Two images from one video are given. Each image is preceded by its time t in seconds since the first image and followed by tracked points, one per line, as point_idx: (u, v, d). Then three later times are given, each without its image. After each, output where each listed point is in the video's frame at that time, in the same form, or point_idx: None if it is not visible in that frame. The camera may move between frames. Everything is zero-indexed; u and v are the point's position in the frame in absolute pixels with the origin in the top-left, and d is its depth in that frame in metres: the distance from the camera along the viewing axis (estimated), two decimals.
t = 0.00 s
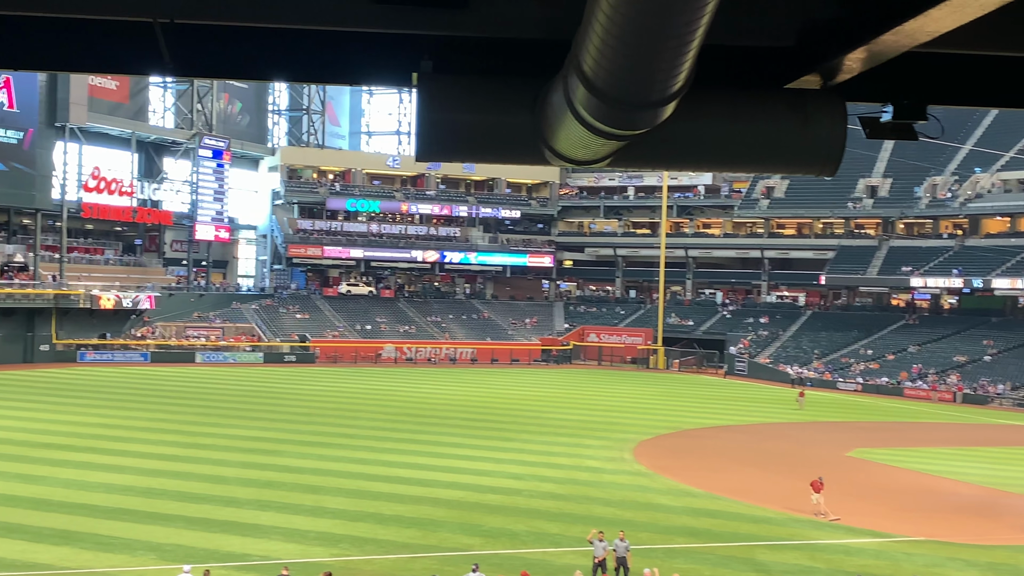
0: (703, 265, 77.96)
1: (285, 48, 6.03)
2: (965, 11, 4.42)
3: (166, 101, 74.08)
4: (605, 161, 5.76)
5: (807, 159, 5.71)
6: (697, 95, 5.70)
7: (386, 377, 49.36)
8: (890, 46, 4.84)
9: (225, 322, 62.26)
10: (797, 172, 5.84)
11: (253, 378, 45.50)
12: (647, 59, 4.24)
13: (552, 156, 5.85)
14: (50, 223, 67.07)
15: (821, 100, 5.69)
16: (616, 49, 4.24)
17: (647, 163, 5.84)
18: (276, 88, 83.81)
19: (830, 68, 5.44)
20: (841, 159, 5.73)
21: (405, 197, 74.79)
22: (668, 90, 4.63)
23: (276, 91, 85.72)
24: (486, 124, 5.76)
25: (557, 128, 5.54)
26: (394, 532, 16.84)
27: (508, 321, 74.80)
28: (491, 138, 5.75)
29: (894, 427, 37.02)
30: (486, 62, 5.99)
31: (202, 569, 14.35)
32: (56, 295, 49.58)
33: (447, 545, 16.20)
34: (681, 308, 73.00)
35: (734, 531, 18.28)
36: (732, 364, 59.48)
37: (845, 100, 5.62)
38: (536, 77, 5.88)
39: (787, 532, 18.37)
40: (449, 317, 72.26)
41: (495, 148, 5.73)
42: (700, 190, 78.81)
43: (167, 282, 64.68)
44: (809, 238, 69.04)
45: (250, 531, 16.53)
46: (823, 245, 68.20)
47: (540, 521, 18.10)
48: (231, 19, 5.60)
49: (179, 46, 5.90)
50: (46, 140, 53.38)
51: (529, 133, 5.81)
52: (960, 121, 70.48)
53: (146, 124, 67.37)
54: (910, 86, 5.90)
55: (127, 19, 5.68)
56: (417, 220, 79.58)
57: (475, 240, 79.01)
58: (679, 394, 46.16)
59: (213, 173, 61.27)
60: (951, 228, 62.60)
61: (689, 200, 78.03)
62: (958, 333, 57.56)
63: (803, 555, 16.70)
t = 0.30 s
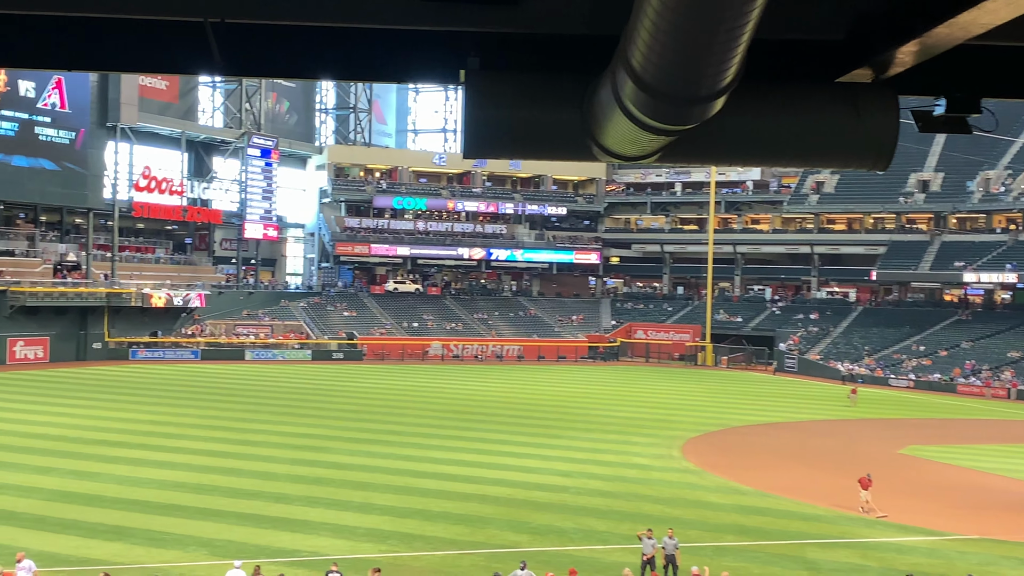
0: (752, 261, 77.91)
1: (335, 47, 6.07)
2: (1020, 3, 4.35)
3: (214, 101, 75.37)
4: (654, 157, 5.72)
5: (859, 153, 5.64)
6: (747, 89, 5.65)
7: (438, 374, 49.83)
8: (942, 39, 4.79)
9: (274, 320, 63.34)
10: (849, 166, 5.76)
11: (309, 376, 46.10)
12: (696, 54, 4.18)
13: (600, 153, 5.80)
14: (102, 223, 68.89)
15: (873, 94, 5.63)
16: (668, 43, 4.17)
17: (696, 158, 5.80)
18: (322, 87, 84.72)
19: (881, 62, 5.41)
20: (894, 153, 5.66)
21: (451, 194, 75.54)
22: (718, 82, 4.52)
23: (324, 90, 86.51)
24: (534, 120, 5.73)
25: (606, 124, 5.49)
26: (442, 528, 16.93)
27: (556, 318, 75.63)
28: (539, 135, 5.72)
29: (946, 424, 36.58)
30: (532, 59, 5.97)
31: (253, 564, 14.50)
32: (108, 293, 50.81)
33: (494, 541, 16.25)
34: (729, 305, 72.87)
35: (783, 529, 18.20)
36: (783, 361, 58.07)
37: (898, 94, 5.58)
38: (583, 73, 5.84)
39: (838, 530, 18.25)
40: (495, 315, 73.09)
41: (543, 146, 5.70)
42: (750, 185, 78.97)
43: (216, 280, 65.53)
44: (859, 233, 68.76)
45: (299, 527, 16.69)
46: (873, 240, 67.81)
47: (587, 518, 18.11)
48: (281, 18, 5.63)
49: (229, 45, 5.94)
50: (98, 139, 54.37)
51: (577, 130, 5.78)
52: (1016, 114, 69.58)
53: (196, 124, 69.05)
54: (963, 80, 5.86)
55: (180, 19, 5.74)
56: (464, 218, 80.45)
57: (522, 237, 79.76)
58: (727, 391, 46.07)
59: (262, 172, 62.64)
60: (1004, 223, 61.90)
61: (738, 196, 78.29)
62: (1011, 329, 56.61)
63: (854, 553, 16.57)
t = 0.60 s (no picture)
0: (801, 257, 77.75)
1: (382, 45, 6.14)
2: None
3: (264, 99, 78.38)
4: (703, 151, 5.66)
5: (912, 145, 5.55)
6: (799, 82, 5.60)
7: (490, 369, 50.21)
8: (996, 29, 4.75)
9: (321, 315, 64.36)
10: (902, 160, 5.67)
11: (365, 371, 46.59)
12: (748, 46, 4.09)
13: (648, 147, 5.75)
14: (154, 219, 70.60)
15: (927, 86, 5.56)
16: (718, 35, 4.08)
17: (745, 151, 5.76)
18: (370, 83, 85.75)
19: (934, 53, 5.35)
20: (949, 146, 5.56)
21: (496, 189, 76.31)
22: (769, 74, 4.40)
23: (372, 86, 87.52)
24: (582, 115, 5.71)
25: (654, 119, 5.43)
26: (489, 524, 17.02)
27: (602, 313, 75.77)
28: (588, 129, 5.69)
29: (1001, 421, 36.00)
30: (580, 55, 5.96)
31: (303, 557, 14.67)
32: (159, 289, 52.99)
33: (541, 537, 16.30)
34: (778, 300, 72.50)
35: (834, 525, 18.08)
36: (833, 357, 57.32)
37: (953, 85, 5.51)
38: (631, 68, 5.83)
39: (890, 527, 18.09)
40: (542, 311, 73.41)
41: (591, 141, 5.67)
42: (799, 179, 79.31)
43: (264, 276, 66.96)
44: (913, 227, 66.87)
45: (347, 521, 16.86)
46: (927, 234, 65.97)
47: (635, 514, 18.11)
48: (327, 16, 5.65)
49: (278, 43, 6.02)
50: (148, 137, 55.46)
51: (626, 124, 5.73)
52: None
53: (242, 120, 70.04)
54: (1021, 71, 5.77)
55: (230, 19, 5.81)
56: (510, 213, 81.51)
57: (568, 232, 80.19)
58: (776, 387, 45.89)
59: (309, 168, 63.72)
60: None
61: (788, 190, 78.09)
62: None
63: (906, 550, 16.43)
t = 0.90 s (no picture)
0: (853, 251, 77.30)
1: (433, 40, 6.14)
2: None
3: (311, 95, 80.98)
4: (753, 144, 5.62)
5: (964, 139, 5.51)
6: (850, 75, 5.56)
7: (543, 364, 50.37)
8: None
9: (368, 310, 64.95)
10: (954, 153, 5.63)
11: (420, 366, 46.84)
12: (803, 42, 4.04)
13: (698, 140, 5.70)
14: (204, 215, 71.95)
15: (981, 78, 5.50)
16: (772, 32, 4.04)
17: (795, 144, 5.71)
18: (417, 79, 86.29)
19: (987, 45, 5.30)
20: (1002, 139, 5.51)
21: (543, 184, 77.61)
22: (820, 69, 4.34)
23: (419, 82, 88.04)
24: (629, 109, 5.69)
25: (703, 112, 5.39)
26: (536, 518, 17.05)
27: (649, 308, 75.54)
28: (635, 123, 5.66)
29: None
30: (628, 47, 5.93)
31: (351, 551, 14.78)
32: (209, 284, 54.01)
33: (588, 532, 16.31)
34: (830, 295, 71.80)
35: (885, 522, 17.92)
36: (884, 352, 56.61)
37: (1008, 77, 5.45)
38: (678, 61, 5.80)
39: (942, 525, 17.89)
40: (589, 306, 73.46)
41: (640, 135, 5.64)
42: (851, 172, 78.65)
43: (312, 271, 67.89)
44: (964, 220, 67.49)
45: (394, 515, 16.97)
46: (979, 227, 66.60)
47: (683, 510, 18.08)
48: (378, 14, 5.65)
49: (326, 39, 6.02)
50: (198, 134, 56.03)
51: (674, 118, 5.70)
52: None
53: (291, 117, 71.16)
54: None
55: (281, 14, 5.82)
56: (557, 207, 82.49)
57: (615, 226, 80.24)
58: (827, 382, 45.51)
59: (356, 164, 64.44)
60: None
61: (839, 183, 77.57)
62: None
63: (959, 548, 16.26)
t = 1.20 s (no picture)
0: (902, 245, 76.35)
1: (480, 36, 6.19)
2: None
3: (358, 92, 81.45)
4: (803, 139, 5.55)
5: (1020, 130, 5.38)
6: (901, 67, 5.47)
7: (593, 360, 50.31)
8: None
9: (414, 306, 65.16)
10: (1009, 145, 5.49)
11: (473, 362, 47.00)
12: (853, 36, 3.97)
13: (746, 135, 5.63)
14: (251, 212, 72.79)
15: None
16: (821, 27, 3.98)
17: (845, 138, 5.63)
18: (462, 75, 86.38)
19: None
20: None
21: (588, 179, 76.18)
22: (869, 63, 4.26)
23: (464, 78, 87.99)
24: (676, 102, 5.65)
25: (751, 106, 5.32)
26: (582, 514, 17.05)
27: (696, 304, 75.17)
28: (683, 117, 5.61)
29: None
30: (674, 42, 5.89)
31: (398, 546, 14.89)
32: (256, 281, 54.23)
33: (634, 528, 16.29)
34: (879, 290, 70.93)
35: (937, 521, 17.70)
36: (935, 348, 55.99)
37: None
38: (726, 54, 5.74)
39: (995, 523, 17.63)
40: (635, 302, 73.42)
41: (687, 128, 5.58)
42: (900, 166, 77.76)
43: (359, 267, 68.40)
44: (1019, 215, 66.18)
45: (440, 510, 17.05)
46: None
47: (730, 507, 17.98)
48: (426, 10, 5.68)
49: (375, 36, 6.08)
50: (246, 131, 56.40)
51: (722, 111, 5.63)
52: None
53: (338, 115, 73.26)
54: None
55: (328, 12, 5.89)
56: (602, 203, 81.97)
57: (661, 222, 79.95)
58: (880, 379, 44.99)
59: (402, 160, 64.62)
60: None
61: (889, 177, 76.71)
62: None
63: (1012, 547, 16.01)
